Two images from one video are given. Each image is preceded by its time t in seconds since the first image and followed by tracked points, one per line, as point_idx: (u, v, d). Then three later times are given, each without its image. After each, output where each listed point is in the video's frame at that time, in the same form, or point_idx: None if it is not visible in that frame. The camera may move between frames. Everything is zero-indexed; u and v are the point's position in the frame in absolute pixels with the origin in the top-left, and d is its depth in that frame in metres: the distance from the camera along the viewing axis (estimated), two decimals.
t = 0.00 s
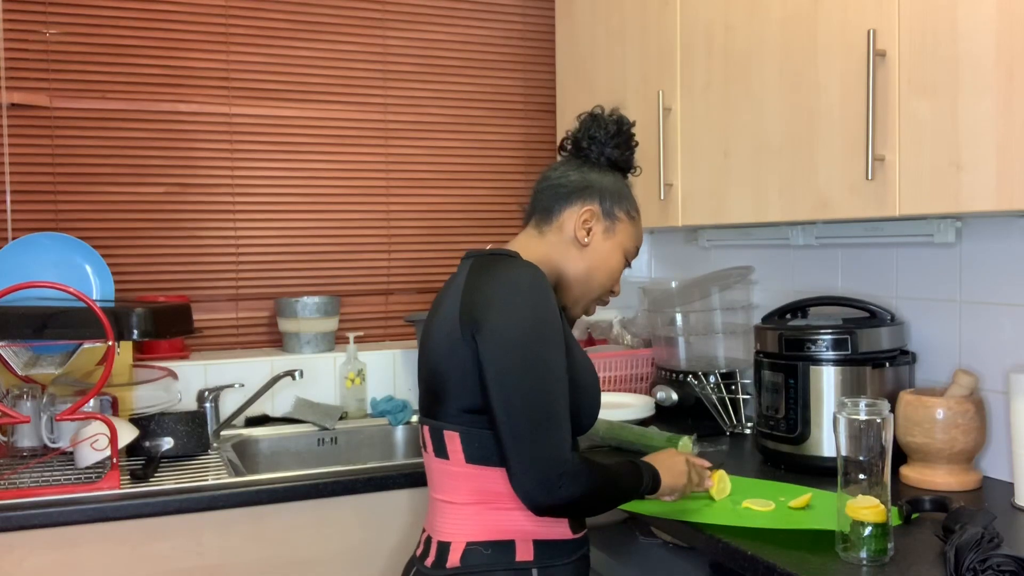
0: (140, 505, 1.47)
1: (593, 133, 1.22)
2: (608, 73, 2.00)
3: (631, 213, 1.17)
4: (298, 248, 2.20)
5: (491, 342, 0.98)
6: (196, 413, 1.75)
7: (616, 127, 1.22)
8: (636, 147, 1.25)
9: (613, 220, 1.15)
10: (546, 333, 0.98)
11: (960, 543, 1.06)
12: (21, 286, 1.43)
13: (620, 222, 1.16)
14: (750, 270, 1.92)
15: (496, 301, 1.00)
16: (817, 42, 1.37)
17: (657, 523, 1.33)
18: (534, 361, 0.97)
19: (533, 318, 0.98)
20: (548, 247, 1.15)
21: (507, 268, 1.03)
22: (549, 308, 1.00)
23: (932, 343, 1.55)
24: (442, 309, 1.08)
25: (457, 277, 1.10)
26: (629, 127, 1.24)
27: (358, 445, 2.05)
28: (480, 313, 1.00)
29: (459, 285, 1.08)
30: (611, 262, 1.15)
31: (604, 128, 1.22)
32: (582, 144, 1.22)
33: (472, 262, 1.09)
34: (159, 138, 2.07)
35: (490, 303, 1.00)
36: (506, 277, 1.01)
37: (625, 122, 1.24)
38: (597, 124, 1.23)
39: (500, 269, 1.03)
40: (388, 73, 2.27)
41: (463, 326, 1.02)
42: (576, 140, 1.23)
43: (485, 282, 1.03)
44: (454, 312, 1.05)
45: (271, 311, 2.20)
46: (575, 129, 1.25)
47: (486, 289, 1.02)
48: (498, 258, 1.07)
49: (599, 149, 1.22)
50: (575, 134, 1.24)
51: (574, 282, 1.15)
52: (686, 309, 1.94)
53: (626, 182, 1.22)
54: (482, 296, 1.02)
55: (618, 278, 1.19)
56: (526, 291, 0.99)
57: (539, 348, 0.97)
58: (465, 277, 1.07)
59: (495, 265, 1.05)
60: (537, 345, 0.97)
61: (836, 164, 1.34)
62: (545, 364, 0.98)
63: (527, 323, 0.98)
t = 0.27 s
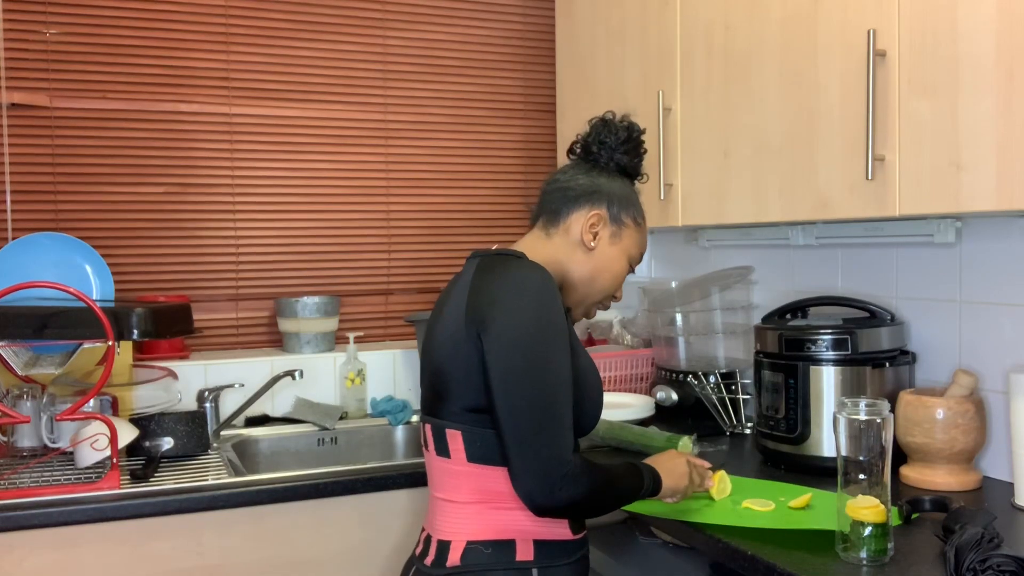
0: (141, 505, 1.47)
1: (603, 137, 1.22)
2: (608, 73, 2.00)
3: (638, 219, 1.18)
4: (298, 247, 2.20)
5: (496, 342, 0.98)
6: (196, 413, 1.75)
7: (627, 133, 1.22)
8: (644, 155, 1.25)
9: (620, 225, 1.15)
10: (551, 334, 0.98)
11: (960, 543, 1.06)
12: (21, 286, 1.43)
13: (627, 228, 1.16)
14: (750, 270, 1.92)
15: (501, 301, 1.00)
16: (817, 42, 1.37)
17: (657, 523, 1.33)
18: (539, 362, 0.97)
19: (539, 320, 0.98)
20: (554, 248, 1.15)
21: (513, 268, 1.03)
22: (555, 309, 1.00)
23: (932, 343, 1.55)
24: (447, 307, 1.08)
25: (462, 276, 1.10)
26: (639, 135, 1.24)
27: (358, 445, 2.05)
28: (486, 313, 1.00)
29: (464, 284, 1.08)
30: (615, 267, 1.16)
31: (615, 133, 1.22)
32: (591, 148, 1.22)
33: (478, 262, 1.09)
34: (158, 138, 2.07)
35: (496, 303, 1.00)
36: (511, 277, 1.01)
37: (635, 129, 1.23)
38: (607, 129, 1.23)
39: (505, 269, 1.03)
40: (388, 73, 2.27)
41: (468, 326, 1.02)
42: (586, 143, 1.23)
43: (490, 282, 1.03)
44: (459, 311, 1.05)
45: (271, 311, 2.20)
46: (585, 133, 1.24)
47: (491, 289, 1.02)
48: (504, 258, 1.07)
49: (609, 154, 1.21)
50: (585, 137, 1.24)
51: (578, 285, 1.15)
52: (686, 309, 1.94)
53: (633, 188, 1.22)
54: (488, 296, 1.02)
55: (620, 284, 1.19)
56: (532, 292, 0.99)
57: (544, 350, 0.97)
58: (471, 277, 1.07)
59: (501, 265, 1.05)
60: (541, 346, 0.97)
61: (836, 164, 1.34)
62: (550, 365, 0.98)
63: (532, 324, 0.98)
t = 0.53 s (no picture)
0: (141, 505, 1.47)
1: (604, 138, 1.22)
2: (608, 73, 2.00)
3: (639, 220, 1.18)
4: (298, 247, 2.20)
5: (503, 338, 0.98)
6: (196, 413, 1.75)
7: (628, 134, 1.22)
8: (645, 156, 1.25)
9: (621, 226, 1.15)
10: (557, 331, 0.98)
11: (960, 543, 1.06)
12: (21, 286, 1.43)
13: (628, 229, 1.16)
14: (750, 270, 1.92)
15: (508, 297, 1.00)
16: (817, 42, 1.37)
17: (657, 523, 1.33)
18: (546, 358, 0.97)
19: (546, 316, 0.98)
20: (555, 249, 1.15)
21: (519, 265, 1.03)
22: (562, 305, 1.00)
23: (933, 344, 1.55)
24: (451, 306, 1.08)
25: (466, 274, 1.10)
26: (640, 136, 1.23)
27: (358, 445, 2.05)
28: (492, 310, 1.01)
29: (468, 282, 1.08)
30: (616, 267, 1.16)
31: (616, 134, 1.22)
32: (593, 148, 1.22)
33: (482, 260, 1.09)
34: (158, 138, 2.07)
35: (502, 300, 1.00)
36: (517, 274, 1.02)
37: (636, 130, 1.23)
38: (609, 129, 1.22)
39: (511, 266, 1.04)
40: (388, 72, 2.27)
41: (474, 323, 1.02)
42: (587, 144, 1.22)
43: (496, 279, 1.03)
44: (463, 309, 1.05)
45: (271, 311, 2.20)
46: (586, 133, 1.24)
47: (496, 286, 1.02)
48: (509, 256, 1.07)
49: (610, 156, 1.21)
50: (587, 138, 1.24)
51: (579, 285, 1.15)
52: (686, 309, 1.94)
53: (634, 189, 1.22)
54: (494, 293, 1.02)
55: (621, 284, 1.19)
56: (538, 289, 0.99)
57: (551, 345, 0.98)
58: (475, 274, 1.07)
59: (506, 262, 1.05)
60: (549, 342, 0.98)
61: (836, 164, 1.34)
62: (557, 361, 0.98)
63: (540, 320, 0.98)
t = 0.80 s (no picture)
0: (141, 505, 1.47)
1: (604, 140, 1.22)
2: (608, 73, 2.00)
3: (639, 223, 1.17)
4: (298, 247, 2.20)
5: (508, 333, 0.98)
6: (196, 413, 1.75)
7: (629, 138, 1.21)
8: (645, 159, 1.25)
9: (621, 227, 1.15)
10: (561, 325, 0.98)
11: (960, 543, 1.06)
12: (21, 286, 1.43)
13: (628, 230, 1.16)
14: (750, 270, 1.92)
15: (513, 293, 1.00)
16: (817, 42, 1.37)
17: (657, 523, 1.33)
18: (552, 351, 0.97)
19: (550, 309, 0.98)
20: (555, 250, 1.15)
21: (522, 261, 1.03)
22: (566, 299, 1.00)
23: (933, 344, 1.55)
24: (454, 304, 1.08)
25: (468, 272, 1.10)
26: (640, 139, 1.23)
27: (358, 445, 2.05)
28: (496, 306, 1.01)
29: (471, 280, 1.08)
30: (616, 269, 1.15)
31: (617, 138, 1.21)
32: (593, 151, 1.22)
33: (484, 258, 1.09)
34: (158, 138, 2.07)
35: (506, 295, 1.00)
36: (521, 269, 1.02)
37: (636, 134, 1.23)
38: (609, 132, 1.22)
39: (514, 262, 1.04)
40: (388, 72, 2.27)
41: (478, 319, 1.02)
42: (588, 148, 1.22)
43: (499, 275, 1.03)
44: (466, 306, 1.05)
45: (271, 311, 2.20)
46: (587, 135, 1.24)
47: (500, 282, 1.02)
48: (511, 253, 1.07)
49: (610, 159, 1.21)
50: (587, 140, 1.23)
51: (579, 286, 1.15)
52: (686, 309, 1.94)
53: (634, 192, 1.22)
54: (497, 289, 1.02)
55: (621, 285, 1.19)
56: (541, 284, 0.99)
57: (556, 339, 0.98)
58: (478, 272, 1.07)
59: (509, 259, 1.05)
60: (554, 335, 0.98)
61: (836, 164, 1.34)
62: (562, 354, 0.98)
63: (544, 313, 0.98)
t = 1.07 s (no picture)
0: (141, 505, 1.47)
1: (605, 142, 1.22)
2: (608, 73, 2.00)
3: (639, 224, 1.18)
4: (298, 247, 2.20)
5: (507, 331, 0.98)
6: (196, 413, 1.75)
7: (630, 140, 1.22)
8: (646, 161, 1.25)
9: (621, 228, 1.15)
10: (561, 322, 0.99)
11: (960, 543, 1.06)
12: (21, 286, 1.43)
13: (628, 231, 1.16)
14: (750, 270, 1.92)
15: (512, 291, 1.00)
16: (817, 42, 1.37)
17: (657, 523, 1.33)
18: (551, 349, 0.97)
19: (550, 307, 0.98)
20: (556, 251, 1.15)
21: (522, 259, 1.03)
22: (565, 296, 1.00)
23: (932, 344, 1.55)
24: (455, 303, 1.08)
25: (469, 271, 1.10)
26: (641, 141, 1.24)
27: (358, 445, 2.05)
28: (496, 304, 1.01)
29: (472, 279, 1.08)
30: (616, 270, 1.15)
31: (618, 140, 1.22)
32: (594, 152, 1.22)
33: (484, 258, 1.09)
34: (158, 138, 2.07)
35: (506, 293, 1.00)
36: (521, 267, 1.02)
37: (637, 136, 1.23)
38: (610, 134, 1.23)
39: (515, 260, 1.04)
40: (388, 72, 2.27)
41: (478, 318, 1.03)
42: (588, 149, 1.22)
43: (500, 273, 1.03)
44: (468, 305, 1.05)
45: (271, 311, 2.20)
46: (588, 137, 1.24)
47: (500, 280, 1.02)
48: (511, 251, 1.07)
49: (611, 161, 1.21)
50: (588, 142, 1.24)
51: (580, 287, 1.15)
52: (686, 309, 1.94)
53: (635, 193, 1.22)
54: (497, 287, 1.02)
55: (621, 287, 1.19)
56: (541, 281, 1.00)
57: (556, 336, 0.98)
58: (479, 271, 1.08)
59: (509, 257, 1.05)
60: (554, 333, 0.98)
61: (836, 165, 1.34)
62: (562, 352, 0.98)
63: (544, 311, 0.98)
